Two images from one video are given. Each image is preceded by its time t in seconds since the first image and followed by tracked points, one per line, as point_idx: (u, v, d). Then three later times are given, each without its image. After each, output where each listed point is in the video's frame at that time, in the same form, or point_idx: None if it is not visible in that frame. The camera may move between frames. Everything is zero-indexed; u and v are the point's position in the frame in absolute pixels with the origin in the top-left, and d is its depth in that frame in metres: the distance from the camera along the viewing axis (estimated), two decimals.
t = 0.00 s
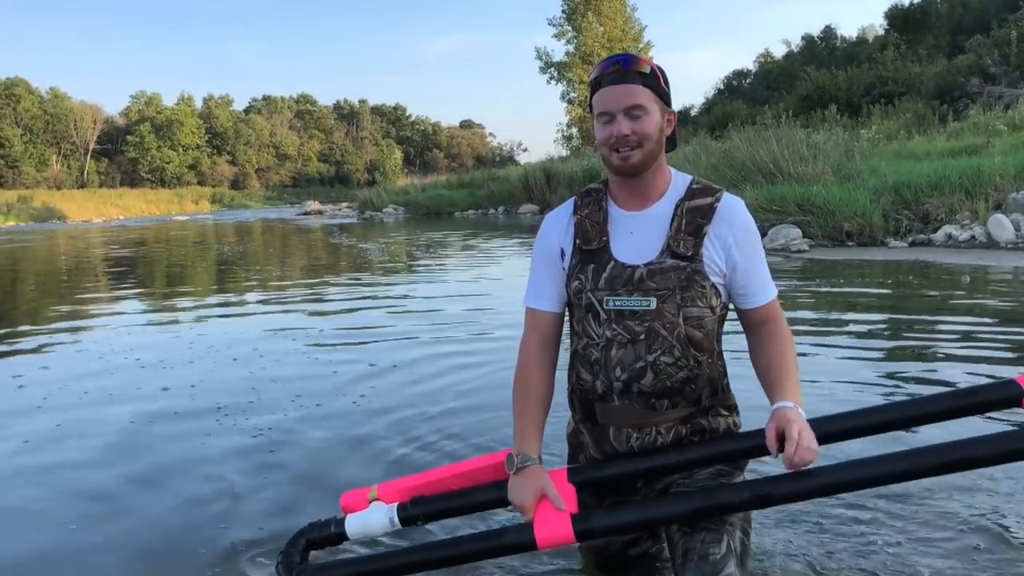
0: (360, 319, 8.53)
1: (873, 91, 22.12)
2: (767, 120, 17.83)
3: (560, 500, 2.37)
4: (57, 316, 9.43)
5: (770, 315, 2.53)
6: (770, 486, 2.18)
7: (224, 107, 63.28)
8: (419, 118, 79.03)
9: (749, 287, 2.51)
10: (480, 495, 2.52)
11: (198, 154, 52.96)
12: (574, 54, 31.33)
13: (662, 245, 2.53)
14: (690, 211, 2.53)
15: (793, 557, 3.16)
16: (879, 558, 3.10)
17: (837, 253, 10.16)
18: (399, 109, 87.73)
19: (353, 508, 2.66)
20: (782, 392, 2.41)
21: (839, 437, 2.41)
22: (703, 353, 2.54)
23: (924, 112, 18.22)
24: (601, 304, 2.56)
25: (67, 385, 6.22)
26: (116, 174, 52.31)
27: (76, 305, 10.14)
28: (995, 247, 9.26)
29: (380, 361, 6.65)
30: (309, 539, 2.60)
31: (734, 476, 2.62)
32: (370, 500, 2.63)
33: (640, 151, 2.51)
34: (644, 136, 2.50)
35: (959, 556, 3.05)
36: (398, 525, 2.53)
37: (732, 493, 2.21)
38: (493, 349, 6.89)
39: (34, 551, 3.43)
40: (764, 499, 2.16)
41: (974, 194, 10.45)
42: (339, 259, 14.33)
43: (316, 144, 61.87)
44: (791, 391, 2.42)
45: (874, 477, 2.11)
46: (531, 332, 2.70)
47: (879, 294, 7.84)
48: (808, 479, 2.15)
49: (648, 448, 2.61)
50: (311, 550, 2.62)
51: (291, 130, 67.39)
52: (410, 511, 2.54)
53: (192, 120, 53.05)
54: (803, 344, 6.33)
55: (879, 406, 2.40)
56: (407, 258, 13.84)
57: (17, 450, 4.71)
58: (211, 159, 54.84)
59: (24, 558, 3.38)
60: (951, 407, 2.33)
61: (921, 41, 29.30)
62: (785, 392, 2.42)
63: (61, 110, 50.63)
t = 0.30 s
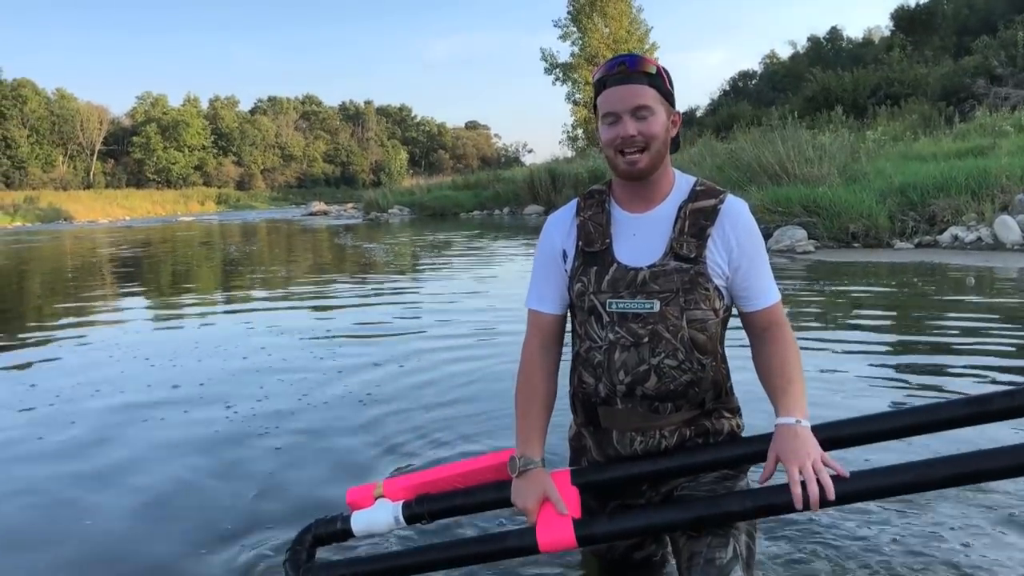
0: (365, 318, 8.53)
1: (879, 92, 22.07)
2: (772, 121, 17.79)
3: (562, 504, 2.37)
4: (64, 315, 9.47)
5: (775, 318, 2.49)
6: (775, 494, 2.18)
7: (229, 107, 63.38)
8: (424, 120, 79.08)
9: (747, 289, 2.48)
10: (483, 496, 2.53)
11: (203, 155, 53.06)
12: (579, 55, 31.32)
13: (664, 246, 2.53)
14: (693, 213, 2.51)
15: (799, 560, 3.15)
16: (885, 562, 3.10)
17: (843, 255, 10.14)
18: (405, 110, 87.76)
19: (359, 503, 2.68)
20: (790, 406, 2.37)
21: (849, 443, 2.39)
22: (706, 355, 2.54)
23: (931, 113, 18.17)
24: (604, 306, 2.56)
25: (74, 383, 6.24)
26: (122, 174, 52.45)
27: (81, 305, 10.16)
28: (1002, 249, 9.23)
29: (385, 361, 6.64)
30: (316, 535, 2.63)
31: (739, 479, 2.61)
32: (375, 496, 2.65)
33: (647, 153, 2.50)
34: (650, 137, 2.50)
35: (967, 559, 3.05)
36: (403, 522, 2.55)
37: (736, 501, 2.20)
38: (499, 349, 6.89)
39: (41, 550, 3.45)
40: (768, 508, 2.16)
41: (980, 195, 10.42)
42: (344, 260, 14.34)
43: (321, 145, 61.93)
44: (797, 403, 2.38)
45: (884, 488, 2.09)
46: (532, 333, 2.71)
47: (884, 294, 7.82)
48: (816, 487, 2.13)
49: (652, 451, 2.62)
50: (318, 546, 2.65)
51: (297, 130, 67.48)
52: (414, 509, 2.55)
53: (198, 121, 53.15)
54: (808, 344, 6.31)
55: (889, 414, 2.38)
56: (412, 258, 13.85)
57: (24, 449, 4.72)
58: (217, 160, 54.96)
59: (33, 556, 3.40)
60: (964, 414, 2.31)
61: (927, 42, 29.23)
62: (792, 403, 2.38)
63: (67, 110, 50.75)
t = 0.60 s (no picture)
0: (363, 325, 8.54)
1: (880, 106, 22.11)
2: (773, 135, 17.83)
3: (553, 511, 2.39)
4: (62, 318, 9.48)
5: (773, 333, 2.39)
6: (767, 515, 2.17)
7: (232, 113, 63.52)
8: (426, 128, 79.19)
9: (735, 305, 2.42)
10: (472, 498, 2.54)
11: (206, 160, 53.11)
12: (581, 65, 31.38)
13: (652, 259, 2.54)
14: (682, 226, 2.50)
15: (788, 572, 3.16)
16: None
17: (842, 268, 10.14)
18: (407, 118, 87.91)
19: (343, 500, 2.69)
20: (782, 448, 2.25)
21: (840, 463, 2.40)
22: (694, 369, 2.53)
23: (931, 128, 18.18)
24: (592, 318, 2.59)
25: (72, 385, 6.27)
26: (124, 179, 52.52)
27: (80, 309, 10.19)
28: (1001, 264, 9.23)
29: (382, 368, 6.64)
30: (297, 529, 2.62)
31: (728, 493, 2.63)
32: (360, 493, 2.65)
33: (634, 162, 2.52)
34: (638, 148, 2.51)
35: None
36: (387, 522, 2.56)
37: (728, 517, 2.22)
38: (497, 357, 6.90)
39: (32, 548, 3.46)
40: (758, 525, 2.18)
41: (980, 211, 10.42)
42: (343, 266, 14.37)
43: (324, 152, 62.04)
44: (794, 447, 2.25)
45: (873, 511, 2.14)
46: (520, 338, 2.72)
47: (882, 308, 7.82)
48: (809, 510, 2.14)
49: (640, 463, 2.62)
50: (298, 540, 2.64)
51: (299, 137, 67.59)
52: (399, 509, 2.56)
53: (200, 126, 53.24)
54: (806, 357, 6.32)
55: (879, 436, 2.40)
56: (412, 266, 13.86)
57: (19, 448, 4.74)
58: (219, 165, 55.04)
59: (24, 554, 3.41)
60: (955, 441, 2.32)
61: (929, 57, 29.28)
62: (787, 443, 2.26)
63: (70, 114, 50.87)
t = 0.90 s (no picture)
0: (367, 337, 8.54)
1: (891, 137, 22.14)
2: (784, 162, 17.85)
3: (571, 517, 2.36)
4: (70, 322, 9.51)
5: (787, 353, 2.43)
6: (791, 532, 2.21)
7: (244, 123, 63.79)
8: (437, 144, 79.44)
9: (752, 327, 2.44)
10: (484, 501, 2.53)
11: (217, 169, 53.32)
12: (594, 87, 31.50)
13: (655, 280, 2.55)
14: (687, 247, 2.52)
15: None
16: None
17: (850, 298, 10.14)
18: (419, 134, 88.21)
19: (348, 493, 2.65)
20: (809, 470, 2.29)
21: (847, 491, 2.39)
22: (695, 392, 2.53)
23: (942, 161, 18.20)
24: (594, 338, 2.59)
25: (75, 391, 6.27)
26: (135, 185, 52.76)
27: (87, 313, 10.20)
28: (1010, 300, 9.21)
29: (385, 382, 6.62)
30: (298, 520, 2.54)
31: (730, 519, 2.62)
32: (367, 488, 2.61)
33: (636, 185, 2.53)
34: (640, 171, 2.52)
35: None
36: (395, 518, 2.52)
37: (749, 534, 2.22)
38: (503, 374, 6.90)
39: (33, 554, 3.45)
40: (779, 544, 2.20)
41: (990, 245, 10.41)
42: (351, 279, 14.40)
43: (334, 165, 62.25)
44: (820, 468, 2.29)
45: (893, 536, 2.19)
46: (526, 357, 2.76)
47: (890, 339, 7.81)
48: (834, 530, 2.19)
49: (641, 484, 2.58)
50: (298, 531, 2.56)
51: (310, 149, 67.84)
52: (409, 507, 2.53)
53: (213, 135, 53.49)
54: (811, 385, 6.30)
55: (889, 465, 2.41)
56: (420, 281, 13.88)
57: (21, 454, 4.74)
58: (230, 175, 55.24)
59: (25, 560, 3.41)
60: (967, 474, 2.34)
61: (941, 90, 29.35)
62: (813, 464, 2.29)
63: (84, 119, 51.11)
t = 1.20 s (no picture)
0: (368, 355, 8.54)
1: (896, 183, 22.27)
2: (789, 203, 17.93)
3: (571, 560, 2.40)
4: (70, 324, 9.50)
5: (787, 409, 2.48)
6: None
7: (253, 134, 64.08)
8: (443, 166, 79.75)
9: (756, 376, 2.50)
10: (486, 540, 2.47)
11: (224, 179, 53.47)
12: (603, 117, 31.71)
13: (670, 326, 2.57)
14: (704, 295, 2.56)
15: None
16: None
17: (850, 342, 10.16)
18: (426, 154, 88.58)
19: (347, 527, 2.61)
20: (811, 522, 2.34)
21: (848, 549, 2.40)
22: (703, 440, 2.55)
23: (946, 210, 18.30)
24: (606, 380, 2.60)
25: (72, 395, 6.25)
26: (141, 191, 52.86)
27: (87, 316, 10.19)
28: (1010, 352, 9.23)
29: (381, 400, 6.60)
30: (297, 552, 2.53)
31: (729, 568, 2.63)
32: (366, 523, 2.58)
33: (653, 237, 2.58)
34: (658, 223, 2.58)
35: None
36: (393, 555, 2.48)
37: None
38: (501, 397, 6.90)
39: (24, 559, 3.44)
40: None
41: (992, 297, 10.44)
42: (352, 296, 14.41)
43: (340, 181, 62.46)
44: (820, 521, 2.34)
45: None
46: (534, 397, 2.76)
47: (889, 384, 7.82)
48: None
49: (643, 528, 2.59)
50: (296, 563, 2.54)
51: (316, 164, 68.11)
52: (408, 543, 2.49)
53: (222, 145, 53.68)
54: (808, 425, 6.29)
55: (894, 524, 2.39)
56: (421, 301, 13.89)
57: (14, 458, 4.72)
58: (236, 185, 55.39)
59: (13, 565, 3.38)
60: (976, 538, 2.31)
61: (947, 139, 29.55)
62: (812, 515, 2.36)
63: (94, 123, 51.36)
